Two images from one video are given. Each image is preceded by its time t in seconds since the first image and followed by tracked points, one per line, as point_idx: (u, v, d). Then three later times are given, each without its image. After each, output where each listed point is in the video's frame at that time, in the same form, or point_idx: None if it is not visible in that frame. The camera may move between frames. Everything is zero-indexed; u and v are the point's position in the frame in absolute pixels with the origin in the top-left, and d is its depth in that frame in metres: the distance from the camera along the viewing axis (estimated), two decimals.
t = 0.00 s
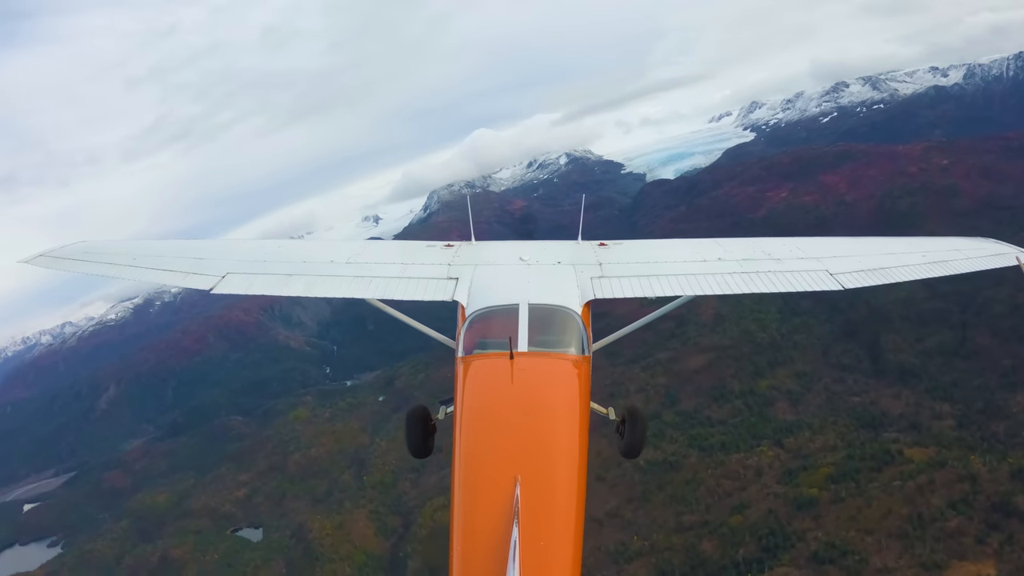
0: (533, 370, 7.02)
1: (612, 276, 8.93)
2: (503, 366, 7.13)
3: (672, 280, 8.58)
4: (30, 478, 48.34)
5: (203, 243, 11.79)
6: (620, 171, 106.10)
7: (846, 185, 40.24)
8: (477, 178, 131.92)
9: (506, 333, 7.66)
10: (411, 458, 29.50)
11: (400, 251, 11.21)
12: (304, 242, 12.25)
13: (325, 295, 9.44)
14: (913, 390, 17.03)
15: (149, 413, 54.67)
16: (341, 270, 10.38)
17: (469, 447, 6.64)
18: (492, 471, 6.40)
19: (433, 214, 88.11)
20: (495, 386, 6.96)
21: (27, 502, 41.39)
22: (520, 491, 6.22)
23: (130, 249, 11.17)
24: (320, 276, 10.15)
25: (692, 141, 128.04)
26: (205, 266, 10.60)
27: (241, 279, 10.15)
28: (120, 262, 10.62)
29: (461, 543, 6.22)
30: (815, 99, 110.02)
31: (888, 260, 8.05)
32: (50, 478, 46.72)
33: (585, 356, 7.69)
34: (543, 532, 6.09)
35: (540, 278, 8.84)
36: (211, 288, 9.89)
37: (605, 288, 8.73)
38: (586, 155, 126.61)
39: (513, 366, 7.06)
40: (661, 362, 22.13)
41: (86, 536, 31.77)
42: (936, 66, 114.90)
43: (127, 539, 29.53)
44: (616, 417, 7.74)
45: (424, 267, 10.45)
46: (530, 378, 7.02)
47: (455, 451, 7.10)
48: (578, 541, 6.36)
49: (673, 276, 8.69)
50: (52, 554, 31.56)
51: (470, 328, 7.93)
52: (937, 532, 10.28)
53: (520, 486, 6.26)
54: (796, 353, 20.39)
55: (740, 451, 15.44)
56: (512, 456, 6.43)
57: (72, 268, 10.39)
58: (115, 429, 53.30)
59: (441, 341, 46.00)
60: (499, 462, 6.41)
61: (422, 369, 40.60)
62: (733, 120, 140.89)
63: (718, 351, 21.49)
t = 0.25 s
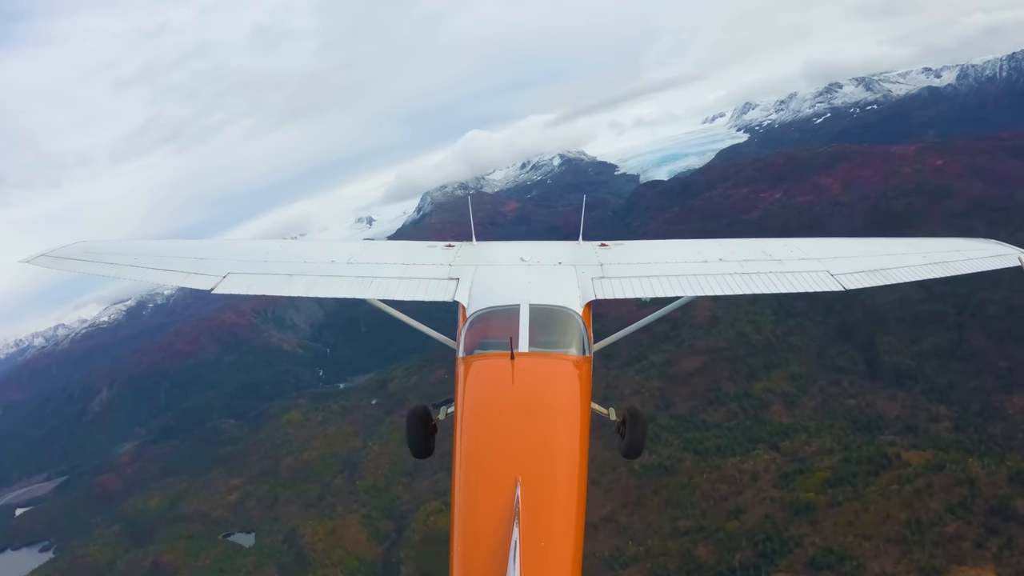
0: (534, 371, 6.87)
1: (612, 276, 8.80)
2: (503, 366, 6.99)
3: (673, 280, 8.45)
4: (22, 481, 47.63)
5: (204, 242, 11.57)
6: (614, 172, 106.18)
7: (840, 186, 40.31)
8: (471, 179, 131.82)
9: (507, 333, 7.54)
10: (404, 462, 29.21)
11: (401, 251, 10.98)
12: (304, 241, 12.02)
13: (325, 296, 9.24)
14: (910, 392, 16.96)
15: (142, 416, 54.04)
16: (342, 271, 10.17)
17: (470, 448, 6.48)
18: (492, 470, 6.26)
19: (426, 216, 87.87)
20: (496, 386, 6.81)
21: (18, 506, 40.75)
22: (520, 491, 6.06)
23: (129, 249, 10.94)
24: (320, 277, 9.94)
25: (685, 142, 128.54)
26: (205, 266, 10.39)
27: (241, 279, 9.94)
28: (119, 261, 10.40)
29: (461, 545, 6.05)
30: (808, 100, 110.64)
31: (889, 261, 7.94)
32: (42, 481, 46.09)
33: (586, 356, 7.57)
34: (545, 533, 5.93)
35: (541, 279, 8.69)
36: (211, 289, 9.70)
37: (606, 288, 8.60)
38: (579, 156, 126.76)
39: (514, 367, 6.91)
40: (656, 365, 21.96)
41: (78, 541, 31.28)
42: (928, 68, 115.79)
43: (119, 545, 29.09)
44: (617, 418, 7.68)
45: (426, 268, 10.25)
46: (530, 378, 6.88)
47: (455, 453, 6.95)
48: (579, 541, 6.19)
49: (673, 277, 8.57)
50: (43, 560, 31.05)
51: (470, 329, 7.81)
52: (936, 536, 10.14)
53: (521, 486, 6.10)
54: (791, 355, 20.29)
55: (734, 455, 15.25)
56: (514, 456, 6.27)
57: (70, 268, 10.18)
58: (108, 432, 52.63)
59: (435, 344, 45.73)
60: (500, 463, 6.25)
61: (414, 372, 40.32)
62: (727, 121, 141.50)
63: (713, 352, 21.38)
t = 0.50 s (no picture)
0: (533, 370, 6.72)
1: (611, 277, 8.58)
2: (502, 365, 6.82)
3: (673, 281, 8.25)
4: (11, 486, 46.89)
5: (204, 242, 11.39)
6: (606, 173, 106.21)
7: (832, 187, 40.43)
8: (463, 180, 131.56)
9: (505, 333, 7.30)
10: (396, 466, 28.86)
11: (400, 251, 10.72)
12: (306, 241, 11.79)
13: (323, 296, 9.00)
14: (904, 394, 16.96)
15: (133, 420, 53.34)
16: (341, 271, 9.91)
17: (467, 447, 6.37)
18: (491, 471, 6.14)
19: (417, 218, 87.56)
20: (494, 386, 6.66)
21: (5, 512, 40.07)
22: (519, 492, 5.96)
23: (129, 250, 10.81)
24: (319, 277, 9.69)
25: (677, 143, 129.01)
26: (204, 266, 10.19)
27: (239, 279, 9.72)
28: (120, 262, 10.27)
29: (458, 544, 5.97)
30: (800, 101, 111.30)
31: (889, 262, 7.82)
32: (32, 486, 45.39)
33: (586, 357, 7.36)
34: (542, 534, 5.84)
35: (539, 278, 8.45)
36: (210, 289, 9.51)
37: (605, 289, 8.38)
38: (571, 157, 126.82)
39: (513, 366, 6.75)
40: (648, 368, 21.79)
41: (67, 548, 30.73)
42: (918, 69, 116.75)
43: (108, 552, 28.61)
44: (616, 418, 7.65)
45: (426, 268, 9.98)
46: (530, 377, 6.72)
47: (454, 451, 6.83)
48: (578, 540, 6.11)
49: (672, 277, 8.36)
50: (31, 567, 30.49)
51: (468, 329, 7.58)
52: (932, 540, 9.99)
53: (520, 487, 5.99)
54: (785, 357, 20.21)
55: (728, 459, 15.07)
56: (512, 456, 6.15)
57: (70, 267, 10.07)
58: (99, 436, 51.98)
59: (427, 346, 45.37)
60: (497, 464, 6.14)
61: (406, 375, 39.98)
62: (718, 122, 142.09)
63: (706, 354, 21.23)
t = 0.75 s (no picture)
0: (532, 371, 6.68)
1: (610, 277, 8.41)
2: (501, 366, 6.78)
3: (672, 281, 8.10)
4: None
5: (204, 241, 11.19)
6: (598, 174, 106.20)
7: (824, 188, 40.55)
8: (454, 181, 131.22)
9: (504, 333, 7.17)
10: (387, 470, 28.52)
11: (400, 251, 10.48)
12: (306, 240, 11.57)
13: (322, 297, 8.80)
14: (898, 395, 16.99)
15: (123, 424, 52.55)
16: (339, 271, 9.70)
17: (466, 447, 6.38)
18: (489, 470, 6.14)
19: (409, 219, 87.18)
20: (493, 386, 6.63)
21: None
22: (516, 492, 5.97)
23: (129, 248, 10.62)
24: (317, 277, 9.48)
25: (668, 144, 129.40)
26: (203, 265, 10.00)
27: (239, 279, 9.52)
28: (119, 260, 10.09)
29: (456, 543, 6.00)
30: (791, 102, 111.95)
31: (886, 264, 7.75)
32: (21, 491, 44.57)
33: (584, 357, 7.27)
34: (539, 534, 5.86)
35: (538, 278, 8.27)
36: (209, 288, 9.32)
37: (603, 290, 8.21)
38: (562, 158, 126.83)
39: (512, 367, 6.71)
40: (641, 370, 21.63)
41: (55, 555, 30.14)
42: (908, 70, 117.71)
43: (96, 559, 28.09)
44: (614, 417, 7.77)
45: (426, 268, 9.77)
46: (529, 378, 6.68)
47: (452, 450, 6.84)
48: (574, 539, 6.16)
49: (671, 277, 8.22)
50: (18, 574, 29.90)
51: (467, 330, 7.46)
52: (929, 544, 9.85)
53: (517, 487, 6.00)
54: (779, 359, 20.16)
55: (721, 462, 14.90)
56: (509, 456, 6.16)
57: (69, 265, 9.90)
58: (91, 439, 51.29)
59: (419, 348, 45.01)
60: (496, 463, 6.14)
61: (397, 378, 39.62)
62: (710, 122, 142.65)
63: (699, 357, 21.10)
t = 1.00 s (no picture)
0: (531, 370, 6.56)
1: (609, 277, 8.24)
2: (499, 366, 6.66)
3: (671, 281, 7.95)
4: None
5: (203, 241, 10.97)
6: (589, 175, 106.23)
7: (816, 189, 40.64)
8: (446, 183, 130.91)
9: (503, 334, 7.02)
10: (378, 474, 28.19)
11: (399, 251, 10.26)
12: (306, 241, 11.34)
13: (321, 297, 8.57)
14: (893, 397, 16.93)
15: (114, 428, 51.84)
16: (338, 271, 9.46)
17: (464, 448, 6.24)
18: (488, 471, 5.99)
19: (401, 221, 86.78)
20: (491, 386, 6.50)
21: None
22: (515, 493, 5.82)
23: (127, 246, 10.40)
24: (317, 277, 9.25)
25: (660, 145, 129.78)
26: (202, 264, 9.77)
27: (237, 279, 9.28)
28: (116, 258, 9.85)
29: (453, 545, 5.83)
30: (783, 103, 112.56)
31: (886, 265, 7.66)
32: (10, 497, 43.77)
33: (582, 359, 7.14)
34: (538, 535, 5.70)
35: (537, 278, 8.09)
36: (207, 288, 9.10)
37: (602, 290, 8.04)
38: (554, 159, 126.83)
39: (510, 367, 6.59)
40: (633, 373, 21.42)
41: (42, 563, 29.53)
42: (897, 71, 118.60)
43: (84, 567, 27.54)
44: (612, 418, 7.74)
45: (425, 268, 9.53)
46: (527, 378, 6.56)
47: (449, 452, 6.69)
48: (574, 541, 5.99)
49: (670, 278, 8.07)
50: None
51: (466, 330, 7.31)
52: (926, 548, 9.72)
53: (516, 488, 5.85)
54: (772, 361, 20.05)
55: (715, 466, 14.72)
56: (508, 456, 6.02)
57: (65, 262, 9.67)
58: (81, 443, 50.51)
59: (410, 351, 44.66)
60: (495, 462, 6.00)
61: (388, 381, 39.25)
62: (702, 123, 143.20)
63: (692, 359, 20.94)
